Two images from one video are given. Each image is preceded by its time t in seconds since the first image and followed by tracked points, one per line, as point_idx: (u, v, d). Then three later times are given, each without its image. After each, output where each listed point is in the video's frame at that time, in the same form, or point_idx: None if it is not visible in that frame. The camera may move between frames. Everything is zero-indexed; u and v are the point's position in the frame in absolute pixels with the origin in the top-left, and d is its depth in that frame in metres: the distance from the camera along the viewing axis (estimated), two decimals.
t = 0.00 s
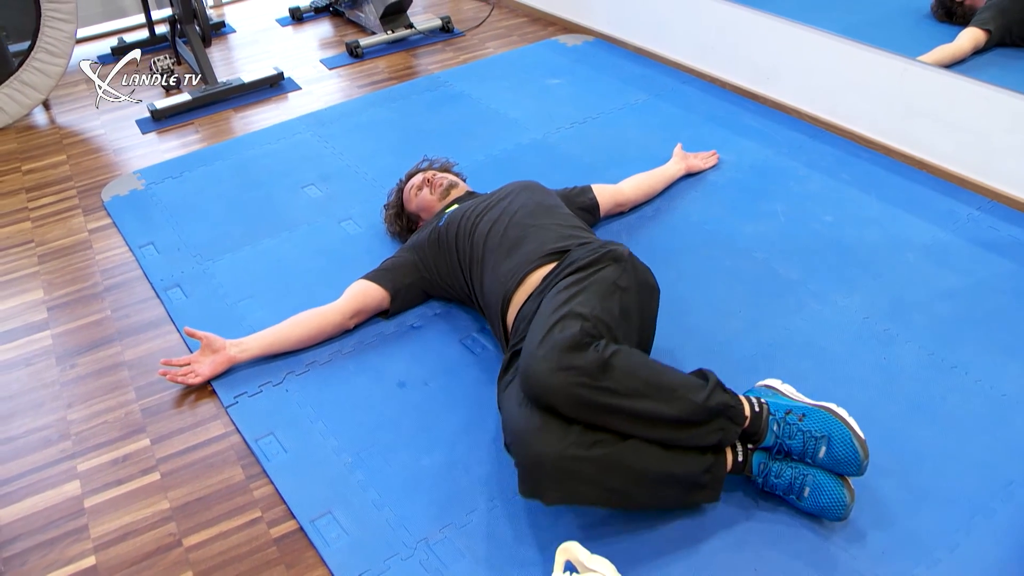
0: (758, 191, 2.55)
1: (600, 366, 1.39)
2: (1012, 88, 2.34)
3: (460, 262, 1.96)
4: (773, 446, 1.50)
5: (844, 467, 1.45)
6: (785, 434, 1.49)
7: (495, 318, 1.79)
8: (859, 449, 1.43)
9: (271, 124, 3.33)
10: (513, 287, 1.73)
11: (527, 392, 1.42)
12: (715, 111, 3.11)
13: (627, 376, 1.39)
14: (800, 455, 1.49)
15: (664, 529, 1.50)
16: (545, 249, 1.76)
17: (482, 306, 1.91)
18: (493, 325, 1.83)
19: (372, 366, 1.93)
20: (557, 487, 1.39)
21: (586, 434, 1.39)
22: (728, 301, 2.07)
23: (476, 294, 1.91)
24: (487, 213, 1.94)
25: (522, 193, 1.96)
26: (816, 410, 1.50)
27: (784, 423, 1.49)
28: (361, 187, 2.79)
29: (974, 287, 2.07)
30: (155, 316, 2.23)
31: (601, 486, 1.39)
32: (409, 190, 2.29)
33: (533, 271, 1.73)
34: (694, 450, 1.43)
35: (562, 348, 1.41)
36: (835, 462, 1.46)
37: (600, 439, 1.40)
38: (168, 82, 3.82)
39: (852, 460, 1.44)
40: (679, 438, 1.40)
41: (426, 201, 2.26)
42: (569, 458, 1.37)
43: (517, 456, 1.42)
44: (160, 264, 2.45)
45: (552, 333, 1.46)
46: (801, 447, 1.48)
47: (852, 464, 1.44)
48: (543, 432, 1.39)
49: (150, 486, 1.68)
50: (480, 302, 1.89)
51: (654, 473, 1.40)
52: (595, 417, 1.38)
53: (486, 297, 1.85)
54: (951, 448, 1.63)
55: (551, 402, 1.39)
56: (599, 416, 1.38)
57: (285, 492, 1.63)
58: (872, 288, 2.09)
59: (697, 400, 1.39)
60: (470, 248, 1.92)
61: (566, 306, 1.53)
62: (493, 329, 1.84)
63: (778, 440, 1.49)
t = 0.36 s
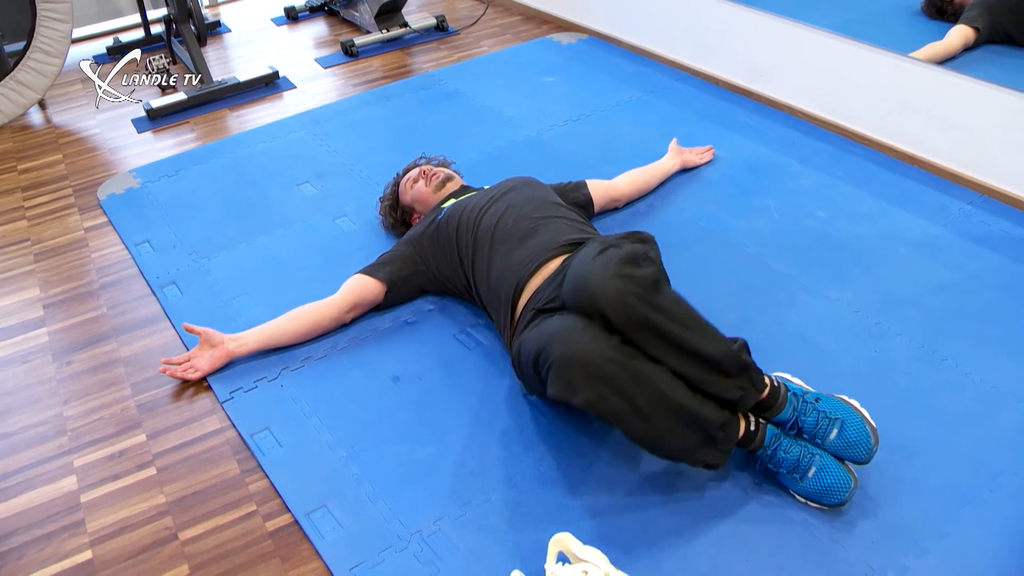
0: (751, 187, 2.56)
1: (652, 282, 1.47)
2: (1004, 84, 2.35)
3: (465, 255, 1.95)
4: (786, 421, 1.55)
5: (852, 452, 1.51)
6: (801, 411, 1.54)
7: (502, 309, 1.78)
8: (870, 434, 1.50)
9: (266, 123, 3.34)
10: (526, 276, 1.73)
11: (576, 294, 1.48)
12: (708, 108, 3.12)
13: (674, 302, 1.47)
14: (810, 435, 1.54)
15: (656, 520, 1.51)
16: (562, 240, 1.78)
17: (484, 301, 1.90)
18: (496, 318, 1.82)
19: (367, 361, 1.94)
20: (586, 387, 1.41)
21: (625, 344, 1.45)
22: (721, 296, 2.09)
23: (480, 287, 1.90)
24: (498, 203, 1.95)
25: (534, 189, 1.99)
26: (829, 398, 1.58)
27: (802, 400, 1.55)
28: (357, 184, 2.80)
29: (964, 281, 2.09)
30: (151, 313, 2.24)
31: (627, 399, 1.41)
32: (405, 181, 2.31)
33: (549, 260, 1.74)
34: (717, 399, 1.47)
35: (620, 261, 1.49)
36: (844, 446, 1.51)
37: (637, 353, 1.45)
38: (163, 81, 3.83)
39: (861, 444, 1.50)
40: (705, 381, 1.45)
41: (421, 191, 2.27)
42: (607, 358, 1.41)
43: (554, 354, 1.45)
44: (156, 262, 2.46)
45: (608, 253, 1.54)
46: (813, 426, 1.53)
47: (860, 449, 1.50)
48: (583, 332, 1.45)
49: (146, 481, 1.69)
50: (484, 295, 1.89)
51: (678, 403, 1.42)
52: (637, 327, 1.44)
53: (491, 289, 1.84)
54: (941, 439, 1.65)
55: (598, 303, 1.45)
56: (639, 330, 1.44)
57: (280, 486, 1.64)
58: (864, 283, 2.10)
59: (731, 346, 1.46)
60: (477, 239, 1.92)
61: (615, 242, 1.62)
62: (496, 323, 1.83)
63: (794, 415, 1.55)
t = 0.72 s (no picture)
0: (747, 183, 2.56)
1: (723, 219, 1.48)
2: (1001, 83, 2.35)
3: (473, 240, 1.96)
4: (801, 404, 1.55)
5: (856, 445, 1.54)
6: (817, 396, 1.55)
7: (517, 292, 1.79)
8: (876, 431, 1.55)
9: (264, 116, 3.34)
10: (551, 258, 1.76)
11: (649, 210, 1.46)
12: (706, 105, 3.12)
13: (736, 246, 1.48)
14: (819, 422, 1.56)
15: (647, 514, 1.52)
16: (584, 232, 1.83)
17: (490, 287, 1.90)
18: (504, 303, 1.82)
19: (362, 353, 1.95)
20: (650, 288, 1.36)
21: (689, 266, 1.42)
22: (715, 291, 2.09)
23: (488, 272, 1.90)
24: (516, 192, 1.99)
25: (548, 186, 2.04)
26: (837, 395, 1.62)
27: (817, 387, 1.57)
28: (354, 178, 2.80)
29: (958, 279, 2.10)
30: (147, 304, 2.24)
31: (682, 315, 1.36)
32: (405, 169, 2.33)
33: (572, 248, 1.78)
34: (748, 355, 1.45)
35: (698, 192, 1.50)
36: (849, 439, 1.55)
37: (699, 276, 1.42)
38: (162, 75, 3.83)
39: (867, 438, 1.54)
40: (747, 336, 1.44)
41: (420, 179, 2.29)
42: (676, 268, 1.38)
43: (624, 252, 1.40)
44: (153, 254, 2.46)
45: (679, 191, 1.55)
46: (824, 414, 1.56)
47: (865, 443, 1.54)
48: (655, 240, 1.41)
49: (140, 471, 1.70)
50: (491, 280, 1.89)
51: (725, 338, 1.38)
52: (704, 256, 1.42)
53: (502, 273, 1.85)
54: (932, 436, 1.65)
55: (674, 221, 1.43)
56: (706, 256, 1.42)
57: (274, 477, 1.65)
58: (859, 280, 2.11)
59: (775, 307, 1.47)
60: (489, 224, 1.93)
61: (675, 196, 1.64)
62: (504, 308, 1.83)
63: (811, 398, 1.55)
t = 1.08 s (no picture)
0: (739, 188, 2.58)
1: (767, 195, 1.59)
2: (992, 89, 2.37)
3: (473, 240, 1.96)
4: (804, 400, 1.56)
5: (853, 446, 1.55)
6: (819, 394, 1.57)
7: (523, 287, 1.79)
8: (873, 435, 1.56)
9: (259, 121, 3.35)
10: (563, 252, 1.79)
11: (709, 170, 1.56)
12: (699, 110, 3.13)
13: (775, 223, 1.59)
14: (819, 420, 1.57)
15: (637, 516, 1.53)
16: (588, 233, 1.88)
17: (490, 285, 1.90)
18: (509, 299, 1.82)
19: (354, 357, 1.96)
20: (716, 220, 1.41)
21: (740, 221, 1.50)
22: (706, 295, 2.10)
23: (489, 270, 1.90)
24: (517, 194, 2.02)
25: (545, 192, 2.08)
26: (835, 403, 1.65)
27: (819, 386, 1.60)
28: (348, 182, 2.81)
29: (948, 283, 2.11)
30: (140, 308, 2.25)
31: (735, 258, 1.41)
32: (401, 173, 2.34)
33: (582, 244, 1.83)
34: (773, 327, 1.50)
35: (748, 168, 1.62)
36: (847, 440, 1.56)
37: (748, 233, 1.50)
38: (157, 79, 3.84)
39: (865, 440, 1.56)
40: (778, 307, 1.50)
41: (416, 183, 2.30)
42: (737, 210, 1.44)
43: (691, 188, 1.46)
44: (147, 257, 2.47)
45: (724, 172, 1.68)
46: (826, 411, 1.57)
47: (861, 445, 1.55)
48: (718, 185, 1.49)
49: (132, 474, 1.70)
50: (493, 277, 1.88)
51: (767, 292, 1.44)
52: (755, 213, 1.51)
53: (507, 271, 1.85)
54: (921, 439, 1.67)
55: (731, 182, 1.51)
56: (756, 215, 1.51)
57: (265, 480, 1.65)
58: (849, 284, 2.12)
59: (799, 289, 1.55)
60: (491, 224, 1.93)
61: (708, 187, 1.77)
62: (507, 305, 1.83)
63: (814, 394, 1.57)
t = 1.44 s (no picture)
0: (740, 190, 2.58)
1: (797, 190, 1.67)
2: (993, 94, 2.38)
3: (478, 235, 1.96)
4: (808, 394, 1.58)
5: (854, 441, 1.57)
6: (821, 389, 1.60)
7: (536, 277, 1.80)
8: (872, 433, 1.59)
9: (263, 122, 3.36)
10: (580, 245, 1.82)
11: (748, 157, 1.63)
12: (701, 113, 3.14)
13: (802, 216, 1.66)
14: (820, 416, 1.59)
15: (635, 516, 1.54)
16: (596, 228, 1.92)
17: (496, 280, 1.89)
18: (522, 288, 1.83)
19: (354, 357, 1.96)
20: (758, 194, 1.48)
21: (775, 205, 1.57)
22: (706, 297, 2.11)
23: (495, 265, 1.90)
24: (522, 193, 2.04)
25: (546, 192, 2.11)
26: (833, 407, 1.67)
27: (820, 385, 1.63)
28: (350, 183, 2.82)
29: (948, 286, 2.12)
30: (143, 306, 2.26)
31: (772, 234, 1.48)
32: (403, 174, 2.35)
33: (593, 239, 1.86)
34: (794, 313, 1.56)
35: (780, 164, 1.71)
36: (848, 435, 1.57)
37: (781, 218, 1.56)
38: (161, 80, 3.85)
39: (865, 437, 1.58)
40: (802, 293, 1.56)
41: (418, 184, 2.31)
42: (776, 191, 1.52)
43: (735, 165, 1.53)
44: (149, 257, 2.48)
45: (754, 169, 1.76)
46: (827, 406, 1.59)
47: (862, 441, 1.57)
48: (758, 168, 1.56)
49: (132, 471, 1.71)
50: (500, 271, 1.88)
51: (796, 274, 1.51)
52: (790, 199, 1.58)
53: (517, 263, 1.86)
54: (918, 441, 1.67)
55: (770, 170, 1.55)
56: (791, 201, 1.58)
57: (265, 478, 1.66)
58: (848, 286, 2.13)
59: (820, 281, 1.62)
60: (498, 218, 1.95)
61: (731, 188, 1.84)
62: (517, 296, 1.84)
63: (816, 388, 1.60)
